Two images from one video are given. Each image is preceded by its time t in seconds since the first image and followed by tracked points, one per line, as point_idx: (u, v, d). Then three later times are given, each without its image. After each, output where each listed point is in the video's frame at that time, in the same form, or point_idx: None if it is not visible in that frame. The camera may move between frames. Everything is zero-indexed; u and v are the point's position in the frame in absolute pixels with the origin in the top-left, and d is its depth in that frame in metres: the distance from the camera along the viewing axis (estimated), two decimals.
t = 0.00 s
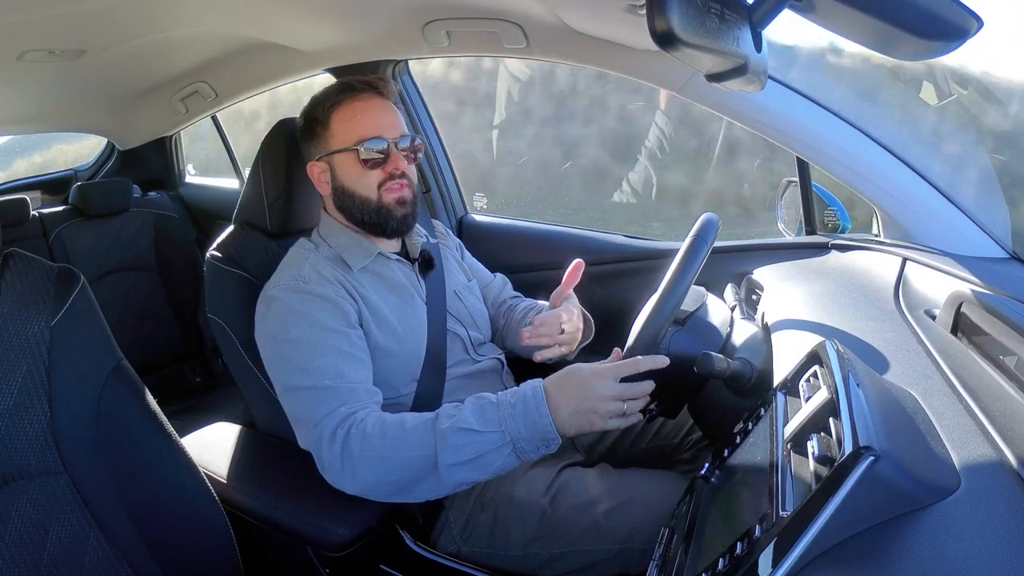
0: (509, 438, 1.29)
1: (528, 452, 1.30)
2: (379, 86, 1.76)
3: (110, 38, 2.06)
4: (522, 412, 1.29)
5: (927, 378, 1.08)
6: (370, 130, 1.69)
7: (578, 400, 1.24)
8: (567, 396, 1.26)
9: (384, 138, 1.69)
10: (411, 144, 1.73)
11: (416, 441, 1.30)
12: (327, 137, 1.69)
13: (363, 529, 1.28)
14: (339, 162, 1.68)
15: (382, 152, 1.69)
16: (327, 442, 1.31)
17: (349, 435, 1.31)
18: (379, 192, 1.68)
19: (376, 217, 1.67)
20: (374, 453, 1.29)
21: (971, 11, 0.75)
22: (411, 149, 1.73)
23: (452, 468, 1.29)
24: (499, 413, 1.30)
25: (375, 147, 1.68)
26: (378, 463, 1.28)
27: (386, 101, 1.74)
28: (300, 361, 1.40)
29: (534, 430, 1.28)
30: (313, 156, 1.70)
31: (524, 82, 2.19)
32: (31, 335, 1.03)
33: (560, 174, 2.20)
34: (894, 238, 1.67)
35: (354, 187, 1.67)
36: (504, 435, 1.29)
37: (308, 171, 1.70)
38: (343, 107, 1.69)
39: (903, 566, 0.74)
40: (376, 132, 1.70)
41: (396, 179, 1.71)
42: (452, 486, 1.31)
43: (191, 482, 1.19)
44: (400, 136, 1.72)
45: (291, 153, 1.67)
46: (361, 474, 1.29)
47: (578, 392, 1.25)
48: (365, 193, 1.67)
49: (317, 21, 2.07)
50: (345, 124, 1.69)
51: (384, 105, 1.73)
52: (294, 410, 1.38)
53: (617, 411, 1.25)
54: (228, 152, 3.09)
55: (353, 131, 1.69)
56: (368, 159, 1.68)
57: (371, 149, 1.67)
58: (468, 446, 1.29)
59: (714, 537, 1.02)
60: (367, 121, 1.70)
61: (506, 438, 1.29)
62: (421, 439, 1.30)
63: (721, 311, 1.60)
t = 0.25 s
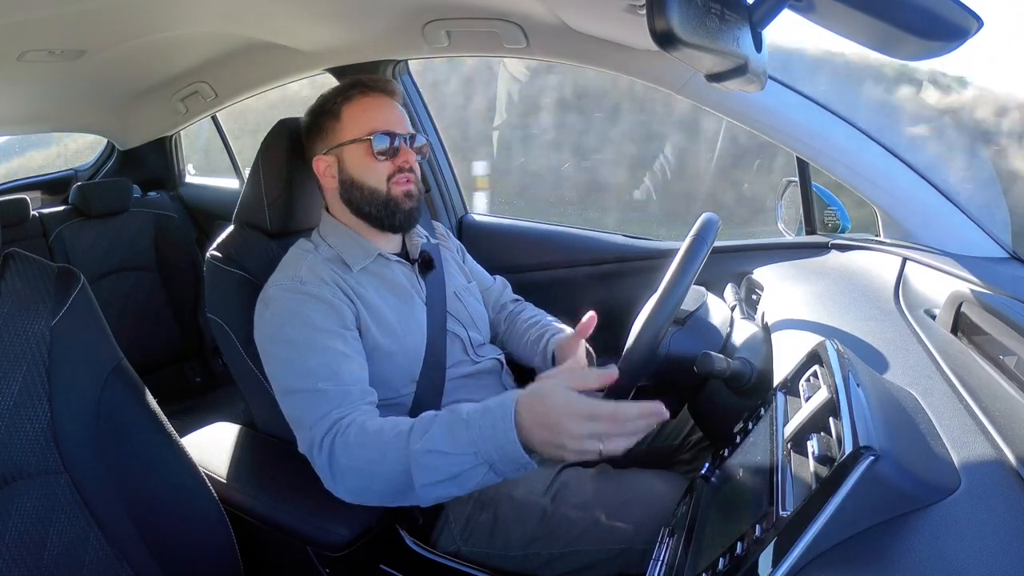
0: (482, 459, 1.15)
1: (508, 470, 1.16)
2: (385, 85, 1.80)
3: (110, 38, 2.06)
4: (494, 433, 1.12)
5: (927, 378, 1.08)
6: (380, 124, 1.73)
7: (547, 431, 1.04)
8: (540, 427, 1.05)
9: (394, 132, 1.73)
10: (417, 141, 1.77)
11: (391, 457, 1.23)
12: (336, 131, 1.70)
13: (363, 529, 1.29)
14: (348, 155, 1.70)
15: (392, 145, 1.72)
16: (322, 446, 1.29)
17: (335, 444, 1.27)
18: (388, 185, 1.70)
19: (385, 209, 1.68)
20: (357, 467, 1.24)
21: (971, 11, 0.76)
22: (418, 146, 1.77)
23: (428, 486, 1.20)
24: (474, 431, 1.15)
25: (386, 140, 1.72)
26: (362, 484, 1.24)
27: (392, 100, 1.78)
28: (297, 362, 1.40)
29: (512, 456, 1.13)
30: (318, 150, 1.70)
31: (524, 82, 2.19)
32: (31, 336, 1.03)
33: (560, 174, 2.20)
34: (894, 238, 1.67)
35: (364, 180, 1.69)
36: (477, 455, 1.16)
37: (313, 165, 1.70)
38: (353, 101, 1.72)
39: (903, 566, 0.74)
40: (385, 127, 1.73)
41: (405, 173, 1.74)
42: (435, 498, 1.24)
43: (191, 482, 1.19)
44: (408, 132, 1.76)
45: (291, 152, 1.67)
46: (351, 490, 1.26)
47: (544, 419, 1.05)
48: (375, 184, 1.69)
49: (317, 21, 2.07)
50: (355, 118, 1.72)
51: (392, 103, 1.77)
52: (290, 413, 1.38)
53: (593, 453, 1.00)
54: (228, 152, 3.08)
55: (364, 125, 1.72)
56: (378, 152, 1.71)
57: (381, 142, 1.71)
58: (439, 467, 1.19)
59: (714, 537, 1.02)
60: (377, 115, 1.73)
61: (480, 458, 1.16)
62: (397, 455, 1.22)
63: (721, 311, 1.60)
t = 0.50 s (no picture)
0: (434, 327, 1.48)
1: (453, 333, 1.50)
2: (399, 87, 1.76)
3: (110, 38, 2.06)
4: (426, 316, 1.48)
5: (927, 378, 1.08)
6: (390, 128, 1.69)
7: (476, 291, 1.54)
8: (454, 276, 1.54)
9: (405, 139, 1.69)
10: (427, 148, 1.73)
11: (361, 382, 1.39)
12: (346, 131, 1.68)
13: (364, 530, 1.28)
14: (356, 157, 1.68)
15: (401, 151, 1.69)
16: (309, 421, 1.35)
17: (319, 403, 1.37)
18: (394, 192, 1.68)
19: (388, 215, 1.67)
20: (342, 409, 1.36)
21: (971, 12, 0.75)
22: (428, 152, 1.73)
23: (406, 374, 1.40)
24: (413, 319, 1.47)
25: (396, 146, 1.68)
26: (353, 422, 1.36)
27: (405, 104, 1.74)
28: (292, 361, 1.41)
29: (447, 304, 1.50)
30: (327, 148, 1.70)
31: (525, 82, 2.19)
32: (31, 336, 1.03)
33: (559, 174, 2.20)
34: (894, 238, 1.67)
35: (370, 184, 1.67)
36: (427, 325, 1.47)
37: (320, 161, 1.70)
38: (366, 102, 1.69)
39: (904, 566, 0.74)
40: (396, 132, 1.69)
41: (412, 180, 1.72)
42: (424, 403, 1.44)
43: (190, 482, 1.19)
44: (420, 139, 1.73)
45: (291, 152, 1.67)
46: (341, 450, 1.34)
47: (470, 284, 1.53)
48: (380, 190, 1.67)
49: (317, 21, 2.07)
50: (366, 119, 1.69)
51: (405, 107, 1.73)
52: (277, 409, 1.41)
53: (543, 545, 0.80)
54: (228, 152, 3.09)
55: (377, 129, 1.68)
56: (387, 156, 1.68)
57: (391, 147, 1.68)
58: (405, 361, 1.41)
59: (714, 537, 1.02)
60: (389, 119, 1.70)
61: (432, 326, 1.48)
62: (365, 377, 1.40)
63: (720, 311, 1.60)
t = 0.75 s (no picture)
0: (470, 374, 1.40)
1: (489, 387, 1.42)
2: (410, 88, 1.75)
3: (110, 38, 2.06)
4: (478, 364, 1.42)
5: (926, 378, 1.08)
6: (399, 127, 1.68)
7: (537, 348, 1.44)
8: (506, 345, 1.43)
9: (413, 138, 1.68)
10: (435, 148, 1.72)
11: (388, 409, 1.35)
12: (355, 128, 1.68)
13: (364, 530, 1.28)
14: (364, 154, 1.67)
15: (409, 150, 1.67)
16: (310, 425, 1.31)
17: (329, 413, 1.32)
18: (400, 191, 1.67)
19: (392, 214, 1.65)
20: (356, 428, 1.32)
21: (972, 11, 0.75)
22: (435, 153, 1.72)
23: (428, 412, 1.35)
24: (454, 358, 1.41)
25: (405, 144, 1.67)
26: (360, 444, 1.31)
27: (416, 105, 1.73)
28: (294, 360, 1.40)
29: (492, 358, 1.42)
30: (335, 145, 1.69)
31: (525, 82, 2.19)
32: (31, 336, 1.03)
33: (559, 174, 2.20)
34: (894, 238, 1.67)
35: (376, 181, 1.66)
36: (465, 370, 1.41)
37: (329, 158, 1.69)
38: (376, 100, 1.68)
39: (904, 566, 0.73)
40: (404, 130, 1.68)
41: (418, 180, 1.70)
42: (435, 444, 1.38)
43: (190, 482, 1.19)
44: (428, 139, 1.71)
45: (293, 152, 1.67)
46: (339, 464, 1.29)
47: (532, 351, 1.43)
48: (386, 187, 1.66)
49: (317, 21, 2.07)
50: (376, 117, 1.68)
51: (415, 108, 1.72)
52: (276, 403, 1.39)
53: None
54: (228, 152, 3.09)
55: (385, 127, 1.67)
56: (395, 154, 1.67)
57: (399, 145, 1.66)
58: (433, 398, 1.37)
59: (714, 537, 1.02)
60: (398, 118, 1.68)
61: (468, 373, 1.40)
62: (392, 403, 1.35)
63: (720, 311, 1.60)
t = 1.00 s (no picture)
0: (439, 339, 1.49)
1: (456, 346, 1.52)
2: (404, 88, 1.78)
3: (110, 37, 2.06)
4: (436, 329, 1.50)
5: (927, 377, 1.08)
6: (395, 128, 1.71)
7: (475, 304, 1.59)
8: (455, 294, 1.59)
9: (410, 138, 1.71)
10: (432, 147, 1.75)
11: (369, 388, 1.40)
12: (351, 131, 1.70)
13: (364, 530, 1.28)
14: (361, 156, 1.70)
15: (407, 150, 1.70)
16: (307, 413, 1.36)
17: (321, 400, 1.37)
18: (400, 191, 1.70)
19: (393, 215, 1.68)
20: (345, 407, 1.37)
21: (972, 11, 0.75)
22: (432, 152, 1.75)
23: (410, 380, 1.42)
24: (419, 328, 1.50)
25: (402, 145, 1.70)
26: (354, 420, 1.37)
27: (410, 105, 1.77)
28: (293, 359, 1.42)
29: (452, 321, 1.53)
30: (332, 148, 1.71)
31: (525, 82, 2.19)
32: (31, 336, 1.03)
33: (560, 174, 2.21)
34: (894, 238, 1.67)
35: (375, 183, 1.68)
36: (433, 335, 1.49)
37: (325, 161, 1.71)
38: (371, 102, 1.71)
39: (904, 566, 0.73)
40: (401, 131, 1.71)
41: (416, 180, 1.73)
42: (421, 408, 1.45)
43: (190, 482, 1.19)
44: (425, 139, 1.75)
45: (293, 152, 1.67)
46: (340, 445, 1.34)
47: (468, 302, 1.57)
48: (386, 189, 1.68)
49: (317, 21, 2.07)
50: (371, 119, 1.70)
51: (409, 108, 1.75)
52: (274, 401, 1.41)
53: None
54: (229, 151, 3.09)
55: (382, 129, 1.70)
56: (393, 156, 1.69)
57: (396, 146, 1.69)
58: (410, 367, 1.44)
59: (714, 537, 1.02)
60: (394, 119, 1.71)
61: (436, 338, 1.49)
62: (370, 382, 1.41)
63: (721, 310, 1.60)
